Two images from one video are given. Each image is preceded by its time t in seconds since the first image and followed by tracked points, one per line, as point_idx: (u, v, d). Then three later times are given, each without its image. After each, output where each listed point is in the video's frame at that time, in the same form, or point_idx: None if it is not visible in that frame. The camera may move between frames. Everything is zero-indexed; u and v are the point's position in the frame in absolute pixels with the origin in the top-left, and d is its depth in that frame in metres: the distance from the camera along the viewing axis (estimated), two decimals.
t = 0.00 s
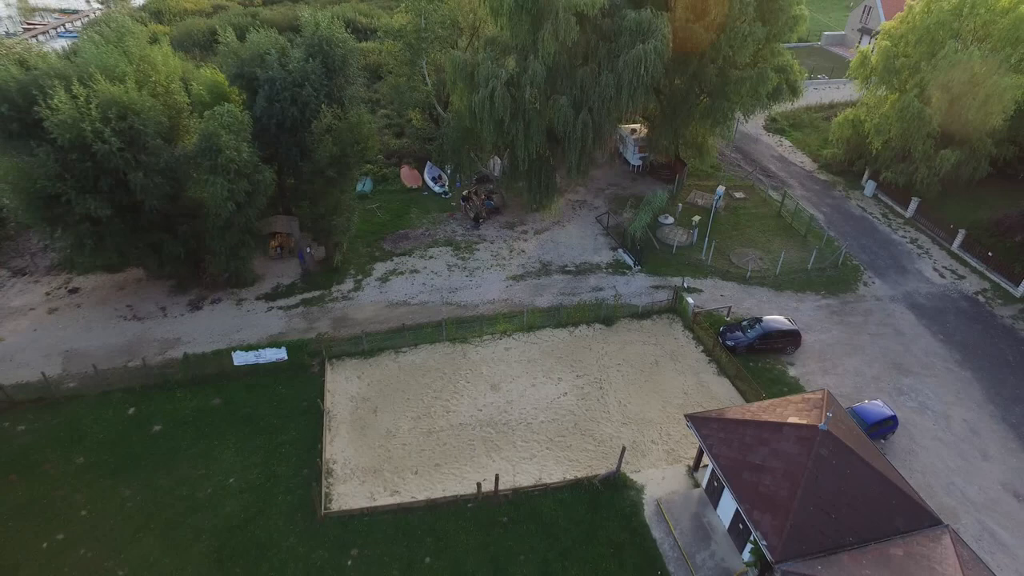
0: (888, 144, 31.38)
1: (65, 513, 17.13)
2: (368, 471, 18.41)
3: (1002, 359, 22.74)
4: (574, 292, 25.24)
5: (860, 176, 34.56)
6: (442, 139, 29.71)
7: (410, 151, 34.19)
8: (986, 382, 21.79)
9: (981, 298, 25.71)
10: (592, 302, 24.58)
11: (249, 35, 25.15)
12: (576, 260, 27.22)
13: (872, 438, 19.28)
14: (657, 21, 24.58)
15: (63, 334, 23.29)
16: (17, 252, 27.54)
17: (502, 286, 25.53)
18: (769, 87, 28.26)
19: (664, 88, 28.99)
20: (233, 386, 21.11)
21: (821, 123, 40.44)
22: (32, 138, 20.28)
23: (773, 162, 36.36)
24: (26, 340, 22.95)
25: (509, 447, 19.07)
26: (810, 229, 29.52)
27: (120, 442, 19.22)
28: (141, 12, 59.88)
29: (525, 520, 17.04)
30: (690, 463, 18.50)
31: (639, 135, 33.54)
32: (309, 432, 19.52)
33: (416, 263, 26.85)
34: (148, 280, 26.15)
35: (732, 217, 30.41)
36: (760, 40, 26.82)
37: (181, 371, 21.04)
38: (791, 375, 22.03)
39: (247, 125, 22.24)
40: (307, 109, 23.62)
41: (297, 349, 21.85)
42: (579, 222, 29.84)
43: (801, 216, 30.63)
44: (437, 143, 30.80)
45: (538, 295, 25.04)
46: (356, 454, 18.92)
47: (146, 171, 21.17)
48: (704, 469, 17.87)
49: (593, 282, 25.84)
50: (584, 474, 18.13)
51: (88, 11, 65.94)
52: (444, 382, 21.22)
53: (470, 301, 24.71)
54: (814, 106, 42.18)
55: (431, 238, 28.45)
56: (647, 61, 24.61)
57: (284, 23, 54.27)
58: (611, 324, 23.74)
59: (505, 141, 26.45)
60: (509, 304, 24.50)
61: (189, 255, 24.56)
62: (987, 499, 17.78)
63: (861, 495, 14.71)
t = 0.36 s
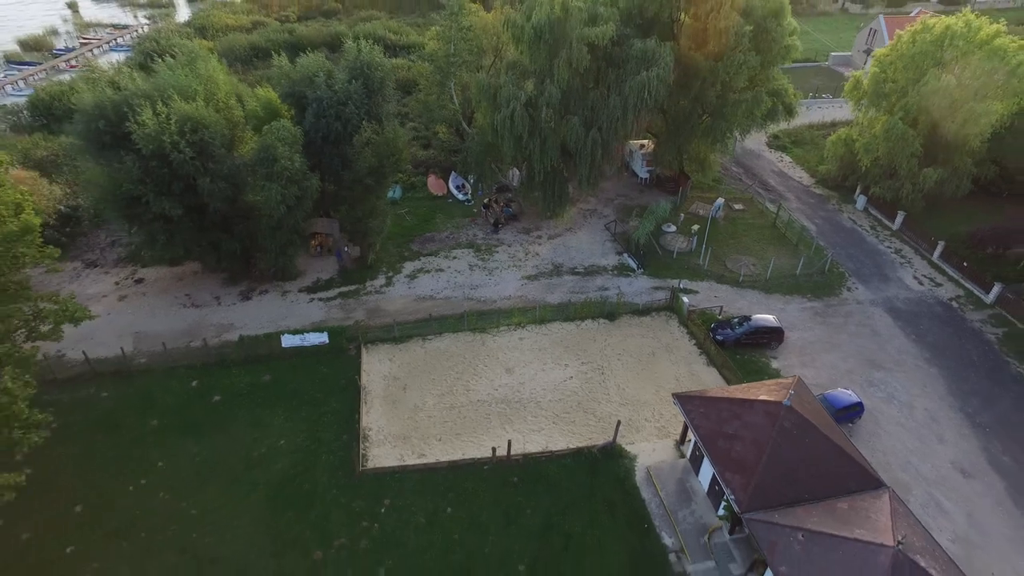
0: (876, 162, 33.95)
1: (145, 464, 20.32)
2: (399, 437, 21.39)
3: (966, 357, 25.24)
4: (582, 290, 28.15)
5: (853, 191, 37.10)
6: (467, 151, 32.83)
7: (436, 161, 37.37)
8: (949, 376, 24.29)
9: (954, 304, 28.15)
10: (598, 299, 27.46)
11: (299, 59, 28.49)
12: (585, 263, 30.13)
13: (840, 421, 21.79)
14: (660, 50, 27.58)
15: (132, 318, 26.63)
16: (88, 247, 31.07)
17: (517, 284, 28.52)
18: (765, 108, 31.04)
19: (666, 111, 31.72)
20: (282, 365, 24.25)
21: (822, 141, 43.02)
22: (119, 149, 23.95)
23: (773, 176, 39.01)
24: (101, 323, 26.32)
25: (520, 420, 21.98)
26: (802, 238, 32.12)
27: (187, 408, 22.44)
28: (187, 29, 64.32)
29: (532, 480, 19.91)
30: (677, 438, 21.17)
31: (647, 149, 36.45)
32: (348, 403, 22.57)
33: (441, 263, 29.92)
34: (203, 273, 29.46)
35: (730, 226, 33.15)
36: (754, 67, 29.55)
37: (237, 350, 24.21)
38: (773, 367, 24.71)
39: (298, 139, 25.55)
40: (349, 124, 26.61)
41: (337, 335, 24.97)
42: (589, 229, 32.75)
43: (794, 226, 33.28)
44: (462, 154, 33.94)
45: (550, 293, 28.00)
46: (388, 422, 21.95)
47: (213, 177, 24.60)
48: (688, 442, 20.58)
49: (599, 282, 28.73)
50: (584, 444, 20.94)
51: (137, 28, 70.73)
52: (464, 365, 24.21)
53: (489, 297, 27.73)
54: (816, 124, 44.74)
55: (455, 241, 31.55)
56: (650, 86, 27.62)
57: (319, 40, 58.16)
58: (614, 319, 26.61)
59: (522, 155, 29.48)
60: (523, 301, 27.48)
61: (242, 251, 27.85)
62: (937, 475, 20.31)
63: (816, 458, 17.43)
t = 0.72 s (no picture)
0: (858, 178, 37.01)
1: (205, 431, 23.72)
2: (422, 413, 24.68)
3: (928, 353, 28.21)
4: (586, 291, 31.41)
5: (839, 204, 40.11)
6: (483, 164, 36.27)
7: (455, 173, 40.86)
8: (911, 369, 27.27)
9: (922, 307, 31.09)
10: (599, 299, 30.70)
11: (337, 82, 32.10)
12: (589, 266, 33.40)
13: (808, 405, 24.71)
14: (657, 77, 30.89)
15: (187, 309, 30.15)
16: (144, 246, 34.75)
17: (527, 284, 31.85)
18: (754, 129, 34.27)
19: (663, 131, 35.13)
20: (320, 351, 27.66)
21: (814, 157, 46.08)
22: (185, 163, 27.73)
23: (766, 189, 42.09)
24: (160, 313, 29.88)
25: (528, 400, 25.23)
26: (787, 247, 35.17)
27: (239, 384, 25.88)
28: (222, 47, 68.73)
29: (537, 449, 23.12)
30: (664, 417, 24.29)
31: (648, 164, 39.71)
32: (378, 384, 25.93)
33: (459, 265, 33.31)
34: (247, 271, 33.00)
35: (723, 235, 36.29)
36: (743, 93, 32.98)
37: (280, 338, 27.65)
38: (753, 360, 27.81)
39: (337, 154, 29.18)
40: (381, 141, 29.94)
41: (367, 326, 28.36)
42: (593, 236, 36.01)
43: (781, 236, 36.36)
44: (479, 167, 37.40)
45: (556, 293, 31.29)
46: (413, 400, 25.29)
47: (263, 186, 28.27)
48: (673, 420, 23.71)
49: (601, 284, 31.97)
50: (583, 421, 24.12)
51: (174, 45, 75.45)
52: (479, 354, 27.53)
53: (502, 295, 31.07)
54: (810, 141, 47.63)
55: (472, 246, 34.94)
56: (648, 109, 30.96)
57: (346, 58, 62.14)
58: (613, 316, 29.82)
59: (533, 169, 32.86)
60: (533, 299, 30.79)
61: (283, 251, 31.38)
62: (891, 452, 23.31)
63: (778, 430, 20.54)
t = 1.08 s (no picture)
0: (837, 195, 40.06)
1: (247, 415, 26.88)
2: (438, 401, 27.83)
3: (894, 354, 31.15)
4: (586, 296, 34.57)
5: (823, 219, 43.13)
6: (493, 180, 39.54)
7: (466, 189, 44.18)
8: (877, 368, 30.24)
9: (893, 313, 34.03)
10: (598, 304, 33.84)
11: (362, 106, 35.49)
12: (589, 274, 36.57)
13: (782, 398, 27.67)
14: (651, 104, 34.15)
15: (225, 310, 33.40)
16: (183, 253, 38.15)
17: (532, 291, 35.05)
18: (740, 149, 37.44)
19: (658, 151, 38.33)
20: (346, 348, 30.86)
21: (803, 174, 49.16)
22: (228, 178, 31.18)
23: (755, 204, 45.12)
24: (202, 314, 33.18)
25: (532, 392, 28.30)
26: (772, 257, 38.19)
27: (275, 376, 29.09)
28: (245, 66, 72.72)
29: (540, 433, 26.18)
30: (652, 407, 27.32)
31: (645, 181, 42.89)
32: (399, 376, 29.10)
33: (470, 272, 36.56)
34: (277, 276, 36.31)
35: (713, 247, 39.37)
36: (730, 117, 36.17)
37: (310, 335, 30.87)
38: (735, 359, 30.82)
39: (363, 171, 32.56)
40: (401, 159, 33.24)
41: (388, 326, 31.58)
42: (593, 247, 39.19)
43: (767, 248, 39.38)
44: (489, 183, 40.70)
45: (559, 298, 34.49)
46: (429, 391, 28.44)
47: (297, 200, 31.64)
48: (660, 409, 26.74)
49: (600, 290, 35.11)
50: (581, 411, 27.16)
51: (199, 64, 79.73)
52: (489, 351, 30.69)
53: (509, 300, 34.28)
54: (801, 158, 50.40)
55: (482, 255, 38.18)
56: (642, 132, 34.31)
57: (363, 77, 65.87)
58: (610, 318, 32.93)
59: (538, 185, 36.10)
60: (537, 304, 33.98)
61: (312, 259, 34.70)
62: (853, 439, 26.28)
63: (749, 416, 23.53)
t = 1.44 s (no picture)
0: (818, 212, 43.32)
1: (278, 406, 30.07)
2: (449, 397, 31.02)
3: (864, 357, 34.21)
4: (583, 304, 37.82)
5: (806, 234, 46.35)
6: (499, 198, 42.95)
7: (474, 204, 47.61)
8: (847, 369, 33.30)
9: (865, 320, 37.11)
10: (594, 311, 37.07)
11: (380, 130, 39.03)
12: (586, 284, 39.81)
13: (758, 396, 30.77)
14: (643, 129, 37.57)
15: (255, 315, 36.71)
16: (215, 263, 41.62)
17: (534, 299, 38.30)
18: (726, 170, 40.79)
19: (646, 174, 41.34)
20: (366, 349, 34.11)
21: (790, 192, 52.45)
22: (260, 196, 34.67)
23: (743, 219, 48.32)
24: (234, 318, 36.48)
25: (533, 389, 31.46)
26: (756, 269, 41.34)
27: (302, 373, 32.31)
28: (264, 86, 76.61)
29: (540, 425, 29.32)
30: (641, 403, 30.45)
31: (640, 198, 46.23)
32: (413, 374, 32.32)
33: (477, 282, 39.86)
34: (301, 284, 39.67)
35: (702, 259, 42.60)
36: (715, 141, 39.58)
37: (333, 338, 34.16)
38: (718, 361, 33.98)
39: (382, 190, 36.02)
40: (416, 179, 36.68)
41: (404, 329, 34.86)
42: (591, 259, 42.45)
43: (752, 260, 42.56)
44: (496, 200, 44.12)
45: (558, 305, 37.72)
46: (441, 387, 31.64)
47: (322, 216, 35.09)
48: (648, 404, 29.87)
49: (596, 299, 38.32)
50: (577, 405, 30.30)
51: (219, 84, 83.84)
52: (494, 352, 33.88)
53: (514, 307, 37.54)
54: (787, 176, 53.75)
55: (489, 266, 41.51)
56: (634, 155, 37.78)
57: (375, 98, 69.60)
58: (605, 324, 36.14)
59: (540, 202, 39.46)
60: (539, 311, 37.23)
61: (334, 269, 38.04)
62: (820, 431, 29.34)
63: (725, 408, 26.66)
